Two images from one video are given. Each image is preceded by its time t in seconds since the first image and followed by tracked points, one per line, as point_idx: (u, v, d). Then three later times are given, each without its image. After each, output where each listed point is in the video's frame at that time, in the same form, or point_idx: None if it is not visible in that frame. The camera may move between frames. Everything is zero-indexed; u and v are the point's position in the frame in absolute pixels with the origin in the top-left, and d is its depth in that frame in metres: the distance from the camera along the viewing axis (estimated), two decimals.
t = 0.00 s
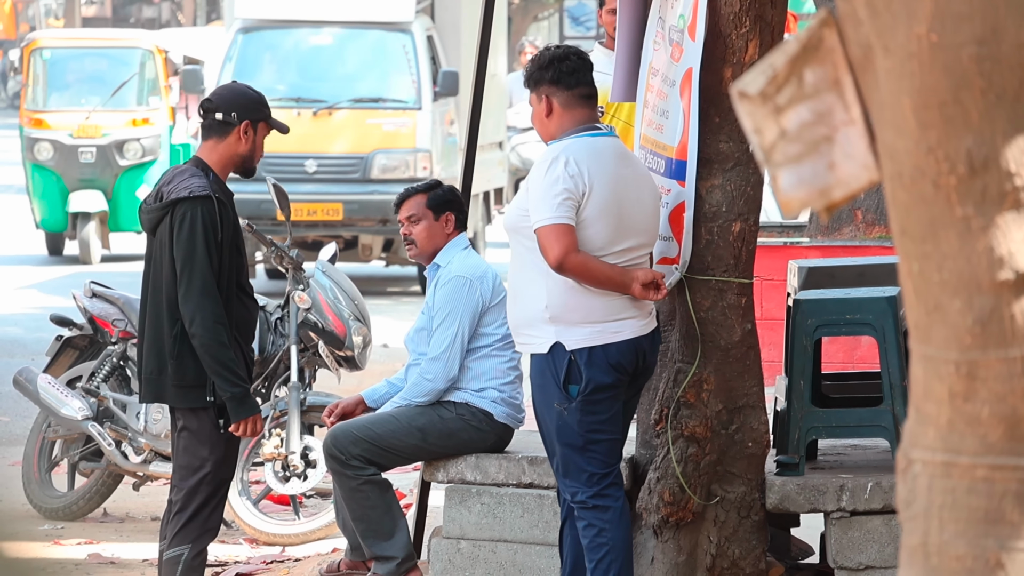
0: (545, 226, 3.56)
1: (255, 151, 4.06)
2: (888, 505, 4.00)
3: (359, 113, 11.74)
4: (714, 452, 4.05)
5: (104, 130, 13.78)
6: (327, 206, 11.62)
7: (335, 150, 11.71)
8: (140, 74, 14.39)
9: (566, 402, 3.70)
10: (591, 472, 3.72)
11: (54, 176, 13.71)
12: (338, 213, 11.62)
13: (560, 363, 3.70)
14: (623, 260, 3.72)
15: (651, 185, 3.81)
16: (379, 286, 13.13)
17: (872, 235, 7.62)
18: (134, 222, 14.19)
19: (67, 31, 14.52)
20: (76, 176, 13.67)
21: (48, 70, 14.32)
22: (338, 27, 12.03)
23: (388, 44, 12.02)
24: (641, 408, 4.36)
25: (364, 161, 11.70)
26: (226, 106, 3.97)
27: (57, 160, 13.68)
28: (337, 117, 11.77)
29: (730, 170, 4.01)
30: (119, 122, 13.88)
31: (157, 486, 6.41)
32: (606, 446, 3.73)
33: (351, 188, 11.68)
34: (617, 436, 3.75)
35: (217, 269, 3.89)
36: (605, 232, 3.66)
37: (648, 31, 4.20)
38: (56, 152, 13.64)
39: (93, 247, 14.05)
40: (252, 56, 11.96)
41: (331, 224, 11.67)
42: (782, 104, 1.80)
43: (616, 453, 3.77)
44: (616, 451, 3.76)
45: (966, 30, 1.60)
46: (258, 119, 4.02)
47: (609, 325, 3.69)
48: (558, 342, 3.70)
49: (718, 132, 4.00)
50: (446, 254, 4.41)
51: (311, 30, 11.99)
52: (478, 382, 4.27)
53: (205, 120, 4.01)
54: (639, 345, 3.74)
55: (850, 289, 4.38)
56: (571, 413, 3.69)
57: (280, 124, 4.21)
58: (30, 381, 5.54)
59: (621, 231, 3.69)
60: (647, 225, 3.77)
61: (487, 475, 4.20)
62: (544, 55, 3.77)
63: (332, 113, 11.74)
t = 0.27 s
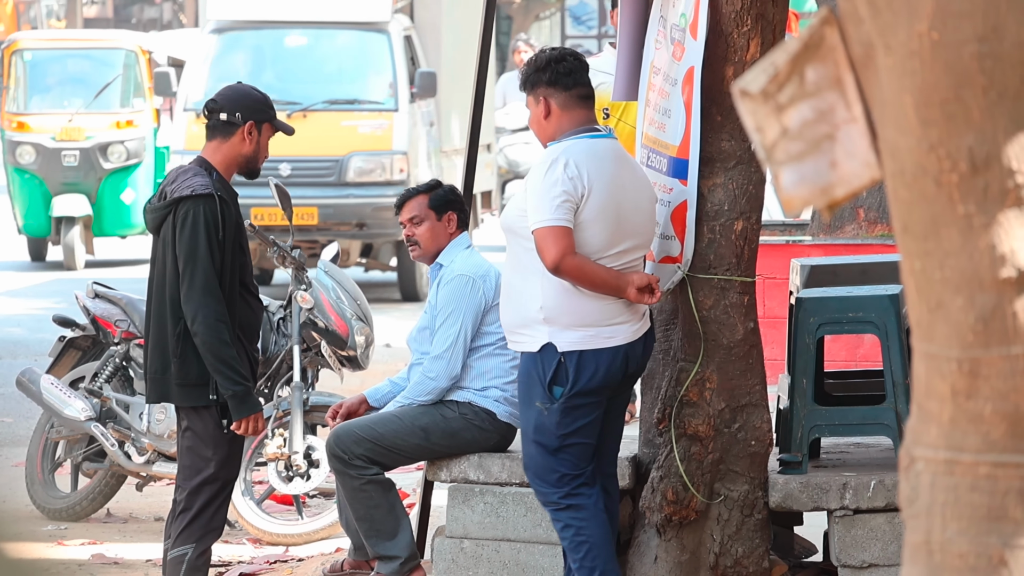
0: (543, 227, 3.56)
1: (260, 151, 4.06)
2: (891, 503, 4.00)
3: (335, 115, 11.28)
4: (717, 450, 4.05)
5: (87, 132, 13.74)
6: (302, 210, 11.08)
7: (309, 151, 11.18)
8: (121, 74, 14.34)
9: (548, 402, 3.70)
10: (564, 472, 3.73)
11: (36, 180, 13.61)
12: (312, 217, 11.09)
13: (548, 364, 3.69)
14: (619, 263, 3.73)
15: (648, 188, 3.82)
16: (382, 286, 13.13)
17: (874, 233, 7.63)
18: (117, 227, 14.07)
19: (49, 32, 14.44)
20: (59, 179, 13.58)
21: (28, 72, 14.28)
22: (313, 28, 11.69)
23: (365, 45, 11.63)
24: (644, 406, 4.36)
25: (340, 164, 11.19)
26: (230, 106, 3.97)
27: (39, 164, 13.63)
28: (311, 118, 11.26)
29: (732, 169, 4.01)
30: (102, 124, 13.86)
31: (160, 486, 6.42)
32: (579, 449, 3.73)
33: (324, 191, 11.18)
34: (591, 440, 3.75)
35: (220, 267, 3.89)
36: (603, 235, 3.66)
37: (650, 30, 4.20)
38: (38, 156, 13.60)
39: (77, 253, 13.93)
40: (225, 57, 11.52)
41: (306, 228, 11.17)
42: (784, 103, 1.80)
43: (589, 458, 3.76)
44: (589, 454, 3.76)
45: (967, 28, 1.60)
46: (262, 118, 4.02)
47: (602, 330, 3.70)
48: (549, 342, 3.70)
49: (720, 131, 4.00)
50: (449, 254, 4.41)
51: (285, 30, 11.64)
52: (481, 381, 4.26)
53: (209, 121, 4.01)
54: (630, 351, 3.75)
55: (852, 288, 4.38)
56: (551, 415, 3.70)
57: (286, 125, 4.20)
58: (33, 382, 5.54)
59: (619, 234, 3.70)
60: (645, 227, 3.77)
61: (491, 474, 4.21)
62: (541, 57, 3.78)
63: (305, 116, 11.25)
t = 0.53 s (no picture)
0: (539, 225, 3.56)
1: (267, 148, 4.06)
2: (895, 503, 4.00)
3: (311, 117, 10.99)
4: (720, 450, 4.05)
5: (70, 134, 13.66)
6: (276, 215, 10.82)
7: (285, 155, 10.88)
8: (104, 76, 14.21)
9: (531, 398, 3.72)
10: (542, 468, 3.73)
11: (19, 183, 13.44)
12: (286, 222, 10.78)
13: (534, 361, 3.71)
14: (615, 263, 3.73)
15: (648, 188, 3.81)
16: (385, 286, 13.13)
17: (878, 233, 7.63)
18: (101, 231, 13.98)
19: (33, 32, 14.40)
20: (43, 181, 13.39)
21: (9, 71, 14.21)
22: (288, 28, 11.32)
23: (341, 46, 11.36)
24: (647, 405, 4.36)
25: (315, 168, 10.87)
26: (237, 105, 3.96)
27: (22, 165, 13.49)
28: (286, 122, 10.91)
29: (736, 168, 4.01)
30: (86, 126, 13.75)
31: (164, 484, 6.42)
32: (559, 446, 3.73)
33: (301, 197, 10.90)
34: (574, 438, 3.75)
35: (225, 263, 3.89)
36: (601, 235, 3.66)
37: (654, 29, 4.20)
38: (21, 157, 13.43)
39: (61, 257, 13.66)
40: (198, 58, 11.19)
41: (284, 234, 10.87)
42: (788, 102, 1.81)
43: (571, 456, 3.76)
44: (572, 452, 3.76)
45: (972, 27, 1.59)
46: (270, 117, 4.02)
47: (593, 329, 3.69)
48: (539, 339, 3.70)
49: (724, 130, 4.00)
50: (452, 252, 4.41)
51: (260, 31, 11.29)
52: (484, 380, 4.26)
53: (216, 119, 4.00)
54: (621, 350, 3.74)
55: (856, 287, 4.37)
56: (533, 409, 3.71)
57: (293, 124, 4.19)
58: (37, 380, 5.54)
59: (617, 234, 3.70)
60: (643, 228, 3.77)
61: (494, 473, 4.20)
62: (545, 55, 3.78)
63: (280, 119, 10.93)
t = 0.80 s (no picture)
0: (538, 223, 3.56)
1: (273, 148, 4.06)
2: (897, 503, 4.00)
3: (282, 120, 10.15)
4: (722, 449, 4.05)
5: (55, 137, 13.02)
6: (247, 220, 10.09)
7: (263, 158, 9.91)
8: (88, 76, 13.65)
9: (533, 398, 3.72)
10: (546, 468, 3.74)
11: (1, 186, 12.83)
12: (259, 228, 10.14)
13: (534, 361, 3.71)
14: (615, 263, 3.72)
15: (648, 188, 3.81)
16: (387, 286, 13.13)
17: (880, 233, 7.63)
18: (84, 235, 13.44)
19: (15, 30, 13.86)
20: (26, 185, 12.77)
21: None
22: (265, 28, 10.51)
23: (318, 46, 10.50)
24: (650, 405, 4.36)
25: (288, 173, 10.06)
26: (242, 104, 3.97)
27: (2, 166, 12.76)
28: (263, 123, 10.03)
29: (739, 168, 4.01)
30: (65, 127, 13.15)
31: (166, 482, 6.43)
32: (563, 445, 3.74)
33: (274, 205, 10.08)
34: (577, 438, 3.75)
35: (230, 261, 3.89)
36: (602, 233, 3.66)
37: (656, 29, 4.20)
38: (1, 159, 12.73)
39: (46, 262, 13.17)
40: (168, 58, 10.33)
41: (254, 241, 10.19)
42: (791, 102, 1.82)
43: (575, 455, 3.77)
44: (576, 451, 3.77)
45: (975, 28, 1.59)
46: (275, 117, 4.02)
47: (593, 327, 3.69)
48: (539, 339, 3.70)
49: (726, 130, 4.00)
50: (455, 251, 4.40)
51: (234, 30, 10.43)
52: (486, 380, 4.26)
53: (221, 118, 4.00)
54: (622, 348, 3.74)
55: (858, 287, 4.38)
56: (535, 409, 3.71)
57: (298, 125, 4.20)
58: (39, 379, 5.54)
59: (618, 233, 3.70)
60: (644, 227, 3.77)
61: (496, 472, 4.21)
62: (548, 54, 3.78)
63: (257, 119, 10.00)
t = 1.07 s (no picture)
0: (543, 221, 3.56)
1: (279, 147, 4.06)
2: (901, 503, 3.99)
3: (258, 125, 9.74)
4: (726, 449, 4.05)
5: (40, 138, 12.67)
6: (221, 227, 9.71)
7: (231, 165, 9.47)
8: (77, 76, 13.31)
9: (536, 396, 3.72)
10: (549, 466, 3.74)
11: None
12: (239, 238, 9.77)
13: (537, 359, 3.70)
14: (619, 262, 3.72)
15: (652, 187, 3.81)
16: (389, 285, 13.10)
17: (885, 233, 7.63)
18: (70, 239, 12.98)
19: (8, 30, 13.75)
20: (10, 188, 12.32)
21: None
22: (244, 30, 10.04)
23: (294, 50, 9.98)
24: (653, 404, 4.35)
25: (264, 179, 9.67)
26: (247, 102, 3.97)
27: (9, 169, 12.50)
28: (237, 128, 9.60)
29: (743, 167, 4.01)
30: (55, 130, 12.83)
31: (169, 480, 6.43)
32: (565, 443, 3.74)
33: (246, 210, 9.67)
34: (580, 436, 3.75)
35: (235, 260, 3.89)
36: (606, 232, 3.66)
37: (661, 28, 4.19)
38: None
39: (29, 266, 12.81)
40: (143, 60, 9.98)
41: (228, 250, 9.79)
42: (795, 102, 1.83)
43: (578, 453, 3.77)
44: (579, 449, 3.76)
45: (980, 28, 1.59)
46: (280, 115, 4.02)
47: (597, 326, 3.69)
48: (543, 337, 3.70)
49: (730, 130, 4.00)
50: (458, 250, 4.40)
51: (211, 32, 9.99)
52: (489, 379, 4.27)
53: (226, 116, 4.00)
54: (625, 348, 3.74)
55: (862, 287, 4.37)
56: (538, 407, 3.71)
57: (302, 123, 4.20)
58: (42, 376, 5.53)
59: (622, 232, 3.70)
60: (648, 226, 3.77)
61: (499, 472, 4.19)
62: (552, 53, 3.78)
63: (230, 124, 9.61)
